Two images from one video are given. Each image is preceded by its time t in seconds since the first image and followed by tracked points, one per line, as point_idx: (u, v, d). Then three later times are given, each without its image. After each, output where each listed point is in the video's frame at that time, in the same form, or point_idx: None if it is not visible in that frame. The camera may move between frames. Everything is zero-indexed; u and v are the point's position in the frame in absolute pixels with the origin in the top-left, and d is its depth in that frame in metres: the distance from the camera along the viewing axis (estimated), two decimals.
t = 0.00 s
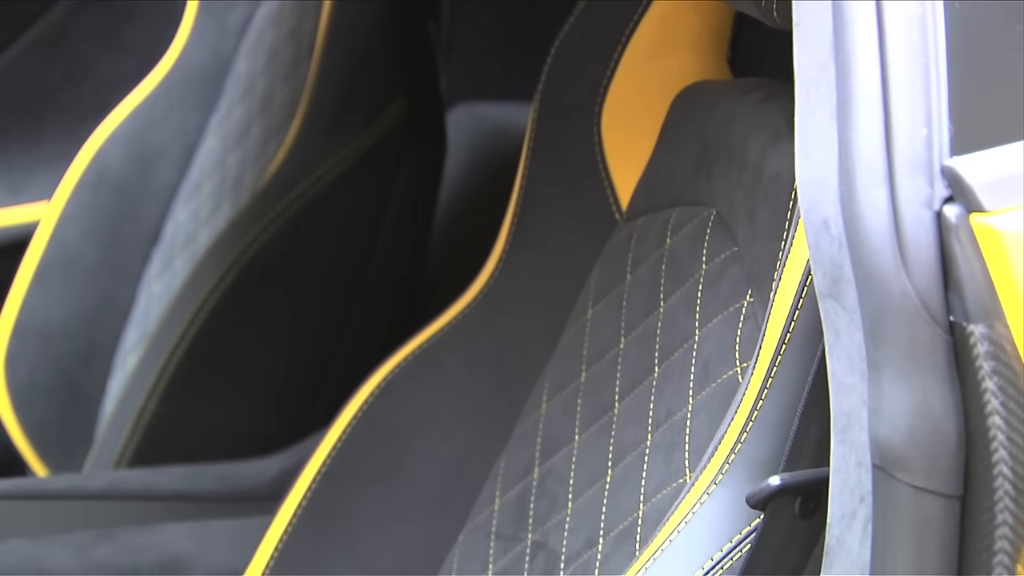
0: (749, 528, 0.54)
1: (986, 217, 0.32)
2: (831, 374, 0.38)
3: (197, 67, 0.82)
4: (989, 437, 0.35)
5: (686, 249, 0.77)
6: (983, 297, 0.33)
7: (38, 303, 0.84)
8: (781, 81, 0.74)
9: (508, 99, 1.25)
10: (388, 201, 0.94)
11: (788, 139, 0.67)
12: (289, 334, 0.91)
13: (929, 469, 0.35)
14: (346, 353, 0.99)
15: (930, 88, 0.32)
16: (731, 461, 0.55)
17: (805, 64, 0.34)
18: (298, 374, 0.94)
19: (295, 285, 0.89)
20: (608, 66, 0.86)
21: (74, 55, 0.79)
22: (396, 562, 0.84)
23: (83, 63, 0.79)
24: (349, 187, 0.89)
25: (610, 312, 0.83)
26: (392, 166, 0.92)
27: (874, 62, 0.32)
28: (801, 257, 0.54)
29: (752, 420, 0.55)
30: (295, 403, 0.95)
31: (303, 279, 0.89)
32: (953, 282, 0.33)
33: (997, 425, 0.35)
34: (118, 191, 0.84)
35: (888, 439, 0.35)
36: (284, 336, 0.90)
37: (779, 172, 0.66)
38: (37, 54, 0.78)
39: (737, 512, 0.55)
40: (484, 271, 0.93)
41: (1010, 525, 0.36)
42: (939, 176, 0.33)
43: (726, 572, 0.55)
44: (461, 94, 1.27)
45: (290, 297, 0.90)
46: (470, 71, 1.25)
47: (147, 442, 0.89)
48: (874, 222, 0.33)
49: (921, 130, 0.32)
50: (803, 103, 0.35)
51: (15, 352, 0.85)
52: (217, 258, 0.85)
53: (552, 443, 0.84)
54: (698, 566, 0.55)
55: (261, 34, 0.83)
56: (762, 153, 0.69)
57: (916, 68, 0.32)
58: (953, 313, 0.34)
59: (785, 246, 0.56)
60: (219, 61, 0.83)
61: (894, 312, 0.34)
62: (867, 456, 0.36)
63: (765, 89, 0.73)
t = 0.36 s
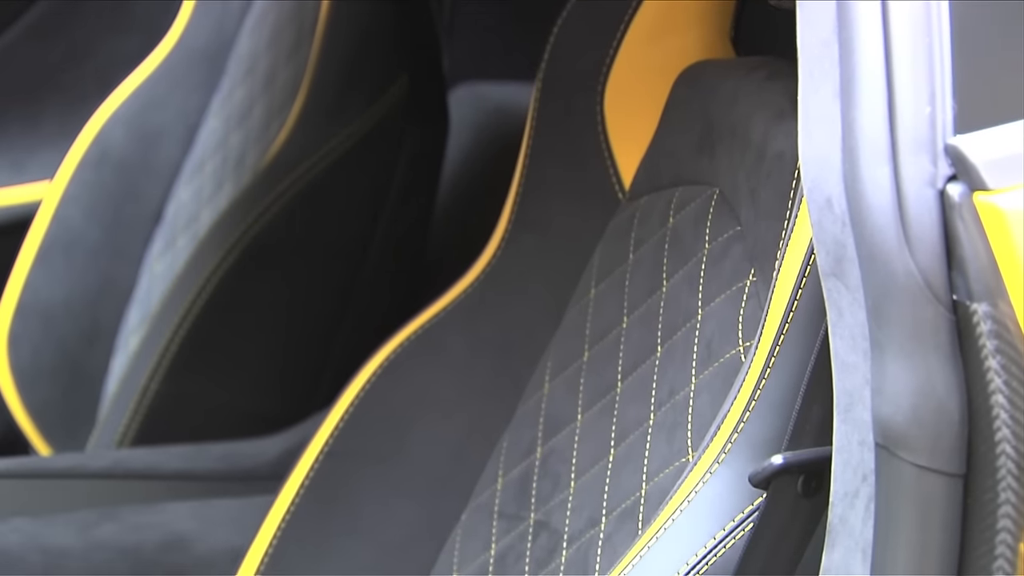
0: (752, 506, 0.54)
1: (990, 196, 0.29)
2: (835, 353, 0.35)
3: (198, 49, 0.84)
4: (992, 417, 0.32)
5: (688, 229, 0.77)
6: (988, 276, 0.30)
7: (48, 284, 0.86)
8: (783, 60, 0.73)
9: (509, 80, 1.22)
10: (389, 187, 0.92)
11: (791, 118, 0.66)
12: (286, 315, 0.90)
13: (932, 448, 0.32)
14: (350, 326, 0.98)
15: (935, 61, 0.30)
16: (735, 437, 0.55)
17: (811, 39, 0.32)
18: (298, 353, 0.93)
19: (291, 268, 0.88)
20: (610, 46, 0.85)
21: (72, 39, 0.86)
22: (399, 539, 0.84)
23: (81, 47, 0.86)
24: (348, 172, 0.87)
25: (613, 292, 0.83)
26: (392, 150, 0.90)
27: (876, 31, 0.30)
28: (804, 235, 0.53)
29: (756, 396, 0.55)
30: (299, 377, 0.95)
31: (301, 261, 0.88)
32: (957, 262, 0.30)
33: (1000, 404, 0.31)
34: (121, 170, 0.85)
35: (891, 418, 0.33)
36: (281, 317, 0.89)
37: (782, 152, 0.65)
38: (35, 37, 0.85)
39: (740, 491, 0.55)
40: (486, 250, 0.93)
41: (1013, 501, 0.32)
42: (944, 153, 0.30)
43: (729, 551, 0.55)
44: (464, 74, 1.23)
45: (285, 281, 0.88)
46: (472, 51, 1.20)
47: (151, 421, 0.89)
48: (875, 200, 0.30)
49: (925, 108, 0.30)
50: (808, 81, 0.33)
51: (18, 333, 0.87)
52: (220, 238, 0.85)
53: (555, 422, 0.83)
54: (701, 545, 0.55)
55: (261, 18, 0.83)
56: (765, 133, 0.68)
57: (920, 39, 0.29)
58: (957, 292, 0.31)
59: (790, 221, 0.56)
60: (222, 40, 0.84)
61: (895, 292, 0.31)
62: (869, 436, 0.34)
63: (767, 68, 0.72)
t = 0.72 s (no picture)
0: (755, 486, 0.54)
1: (994, 174, 0.29)
2: (839, 331, 0.35)
3: (203, 27, 0.82)
4: (997, 397, 0.31)
5: (692, 207, 0.77)
6: (992, 254, 0.29)
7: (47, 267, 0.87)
8: (788, 39, 0.73)
9: (514, 59, 1.20)
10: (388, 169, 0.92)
11: (795, 97, 0.66)
12: (290, 295, 0.90)
13: (936, 427, 0.31)
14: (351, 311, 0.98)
15: (939, 36, 0.29)
16: (737, 418, 0.55)
17: (814, 14, 0.31)
18: (302, 334, 0.94)
19: (296, 249, 0.88)
20: (616, 22, 0.84)
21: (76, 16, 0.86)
22: (401, 518, 0.85)
23: (90, 15, 0.86)
24: (349, 153, 0.87)
25: (616, 271, 0.83)
26: (393, 133, 0.91)
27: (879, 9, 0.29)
28: (809, 213, 0.53)
29: (760, 375, 0.55)
30: (301, 355, 0.95)
31: (301, 242, 0.88)
32: (961, 239, 0.30)
33: (1005, 383, 0.31)
34: (125, 148, 0.85)
35: (894, 396, 0.32)
36: (286, 299, 0.90)
37: (785, 130, 0.65)
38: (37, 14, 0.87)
39: (743, 470, 0.55)
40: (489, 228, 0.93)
41: (1017, 480, 0.31)
42: (948, 132, 0.29)
43: (731, 530, 0.55)
44: (467, 53, 1.22)
45: (289, 262, 0.89)
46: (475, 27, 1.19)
47: (153, 401, 0.89)
48: (879, 177, 0.30)
49: (928, 86, 0.29)
50: (811, 58, 0.32)
51: (22, 311, 0.88)
52: (223, 217, 0.85)
53: (559, 401, 0.83)
54: (704, 524, 0.55)
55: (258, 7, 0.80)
56: (769, 112, 0.68)
57: (923, 16, 0.29)
58: (961, 270, 0.30)
59: (794, 199, 0.56)
60: (225, 19, 0.82)
61: (899, 270, 0.30)
62: (873, 414, 0.33)
63: (772, 47, 0.72)
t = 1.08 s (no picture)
0: (760, 465, 0.54)
1: (1001, 153, 0.29)
2: (844, 312, 0.35)
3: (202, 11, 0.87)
4: (1002, 375, 0.31)
5: (697, 186, 0.76)
6: (998, 233, 0.30)
7: (49, 250, 0.92)
8: (796, 16, 0.71)
9: (520, 39, 1.16)
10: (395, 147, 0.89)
11: (801, 76, 0.65)
12: (295, 276, 0.89)
13: (942, 403, 0.32)
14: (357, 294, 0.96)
15: (946, 20, 0.30)
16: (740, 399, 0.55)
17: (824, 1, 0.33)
18: (308, 314, 0.93)
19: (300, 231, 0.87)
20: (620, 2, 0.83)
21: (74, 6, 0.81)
22: (405, 497, 0.86)
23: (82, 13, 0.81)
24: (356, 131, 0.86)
25: (622, 251, 0.83)
26: (399, 113, 0.88)
27: None
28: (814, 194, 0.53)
29: (763, 361, 0.55)
30: (307, 335, 0.94)
31: (306, 222, 0.87)
32: (967, 219, 0.30)
33: (1010, 361, 0.31)
34: (128, 128, 0.89)
35: (900, 376, 0.32)
36: (292, 279, 0.89)
37: (791, 110, 0.64)
38: None
39: (748, 449, 0.54)
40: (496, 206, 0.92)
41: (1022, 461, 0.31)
42: (955, 111, 0.30)
43: (737, 509, 0.54)
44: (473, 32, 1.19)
45: (294, 243, 0.88)
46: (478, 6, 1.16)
47: (159, 380, 0.90)
48: (886, 156, 0.30)
49: (935, 65, 0.30)
50: (821, 40, 0.33)
51: (28, 291, 0.94)
52: (228, 198, 0.85)
53: (564, 380, 0.83)
54: (709, 503, 0.55)
55: None
56: (775, 91, 0.67)
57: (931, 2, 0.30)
58: (968, 250, 0.30)
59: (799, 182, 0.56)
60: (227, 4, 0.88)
61: (905, 248, 0.31)
62: (878, 393, 0.33)
63: (778, 25, 0.71)
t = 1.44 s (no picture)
0: (767, 444, 0.54)
1: (1009, 129, 0.30)
2: (852, 290, 0.36)
3: None
4: (1011, 350, 0.32)
5: (705, 165, 0.76)
6: (1006, 209, 0.31)
7: (58, 225, 1.00)
8: None
9: (523, 15, 1.14)
10: (402, 124, 0.89)
11: (809, 53, 0.65)
12: (304, 257, 0.90)
13: (950, 380, 0.32)
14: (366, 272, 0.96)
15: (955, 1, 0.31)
16: (750, 374, 0.55)
17: None
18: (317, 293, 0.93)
19: (310, 212, 0.88)
20: None
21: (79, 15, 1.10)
22: (412, 475, 0.86)
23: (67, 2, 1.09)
24: (364, 109, 0.86)
25: (629, 229, 0.83)
26: (406, 91, 0.88)
27: None
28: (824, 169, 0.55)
29: (773, 333, 0.55)
30: (316, 312, 0.94)
31: (313, 201, 0.87)
32: (975, 195, 0.31)
33: (1019, 338, 0.32)
34: (136, 107, 0.97)
35: (907, 351, 0.33)
36: (299, 259, 0.90)
37: (800, 87, 0.64)
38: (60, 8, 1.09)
39: (756, 426, 0.54)
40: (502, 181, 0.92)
41: None
42: (964, 89, 0.31)
43: (744, 487, 0.54)
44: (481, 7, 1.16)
45: (302, 223, 0.88)
46: None
47: (163, 358, 0.90)
48: (895, 135, 0.31)
49: (944, 42, 0.31)
50: (828, 18, 0.33)
51: (37, 268, 0.99)
52: (237, 173, 0.85)
53: (571, 359, 0.83)
54: (718, 479, 0.55)
55: None
56: (783, 68, 0.67)
57: None
58: (976, 227, 0.31)
59: (807, 157, 0.57)
60: None
61: (914, 226, 0.32)
62: (885, 369, 0.35)
63: (787, 3, 0.70)
